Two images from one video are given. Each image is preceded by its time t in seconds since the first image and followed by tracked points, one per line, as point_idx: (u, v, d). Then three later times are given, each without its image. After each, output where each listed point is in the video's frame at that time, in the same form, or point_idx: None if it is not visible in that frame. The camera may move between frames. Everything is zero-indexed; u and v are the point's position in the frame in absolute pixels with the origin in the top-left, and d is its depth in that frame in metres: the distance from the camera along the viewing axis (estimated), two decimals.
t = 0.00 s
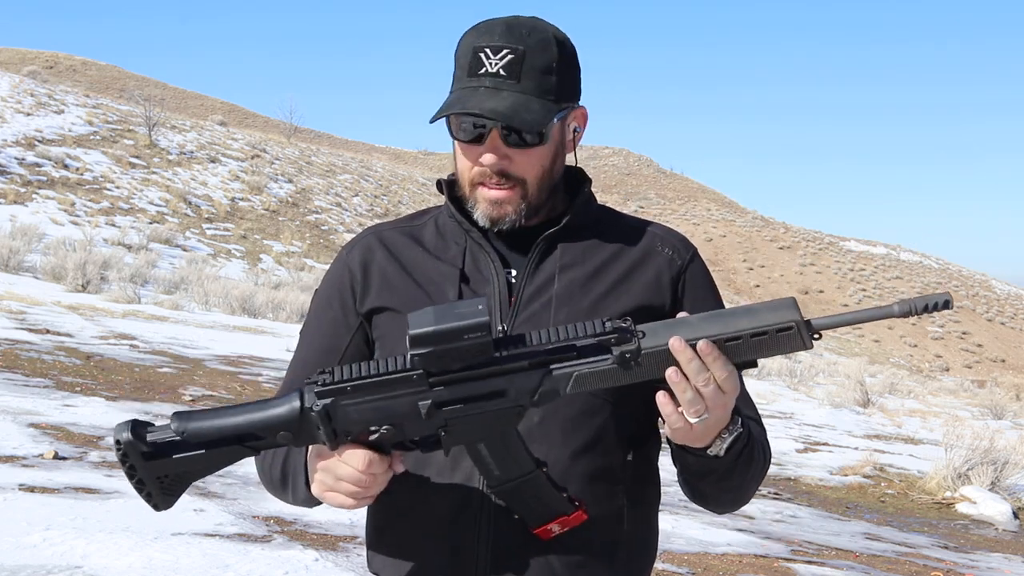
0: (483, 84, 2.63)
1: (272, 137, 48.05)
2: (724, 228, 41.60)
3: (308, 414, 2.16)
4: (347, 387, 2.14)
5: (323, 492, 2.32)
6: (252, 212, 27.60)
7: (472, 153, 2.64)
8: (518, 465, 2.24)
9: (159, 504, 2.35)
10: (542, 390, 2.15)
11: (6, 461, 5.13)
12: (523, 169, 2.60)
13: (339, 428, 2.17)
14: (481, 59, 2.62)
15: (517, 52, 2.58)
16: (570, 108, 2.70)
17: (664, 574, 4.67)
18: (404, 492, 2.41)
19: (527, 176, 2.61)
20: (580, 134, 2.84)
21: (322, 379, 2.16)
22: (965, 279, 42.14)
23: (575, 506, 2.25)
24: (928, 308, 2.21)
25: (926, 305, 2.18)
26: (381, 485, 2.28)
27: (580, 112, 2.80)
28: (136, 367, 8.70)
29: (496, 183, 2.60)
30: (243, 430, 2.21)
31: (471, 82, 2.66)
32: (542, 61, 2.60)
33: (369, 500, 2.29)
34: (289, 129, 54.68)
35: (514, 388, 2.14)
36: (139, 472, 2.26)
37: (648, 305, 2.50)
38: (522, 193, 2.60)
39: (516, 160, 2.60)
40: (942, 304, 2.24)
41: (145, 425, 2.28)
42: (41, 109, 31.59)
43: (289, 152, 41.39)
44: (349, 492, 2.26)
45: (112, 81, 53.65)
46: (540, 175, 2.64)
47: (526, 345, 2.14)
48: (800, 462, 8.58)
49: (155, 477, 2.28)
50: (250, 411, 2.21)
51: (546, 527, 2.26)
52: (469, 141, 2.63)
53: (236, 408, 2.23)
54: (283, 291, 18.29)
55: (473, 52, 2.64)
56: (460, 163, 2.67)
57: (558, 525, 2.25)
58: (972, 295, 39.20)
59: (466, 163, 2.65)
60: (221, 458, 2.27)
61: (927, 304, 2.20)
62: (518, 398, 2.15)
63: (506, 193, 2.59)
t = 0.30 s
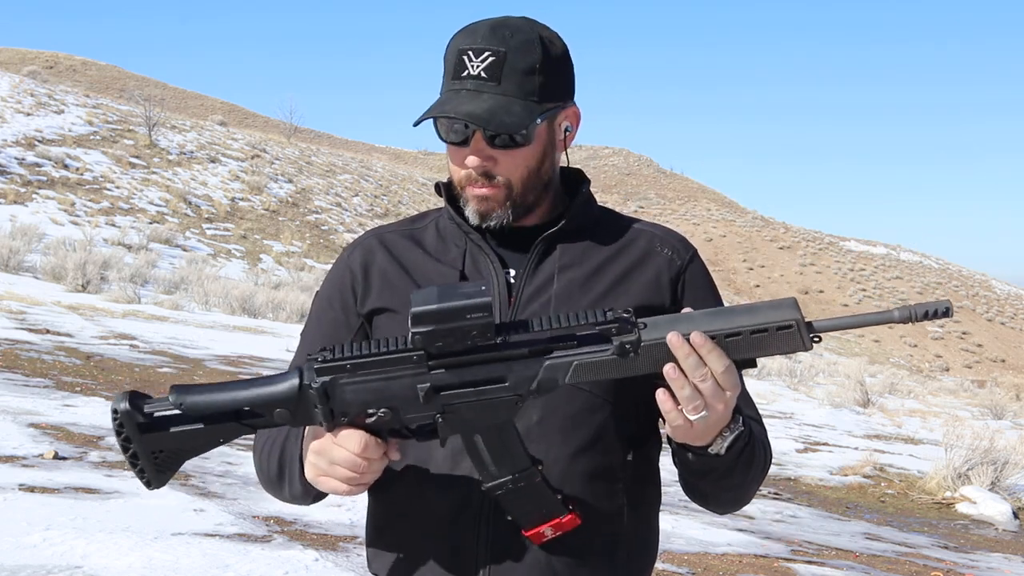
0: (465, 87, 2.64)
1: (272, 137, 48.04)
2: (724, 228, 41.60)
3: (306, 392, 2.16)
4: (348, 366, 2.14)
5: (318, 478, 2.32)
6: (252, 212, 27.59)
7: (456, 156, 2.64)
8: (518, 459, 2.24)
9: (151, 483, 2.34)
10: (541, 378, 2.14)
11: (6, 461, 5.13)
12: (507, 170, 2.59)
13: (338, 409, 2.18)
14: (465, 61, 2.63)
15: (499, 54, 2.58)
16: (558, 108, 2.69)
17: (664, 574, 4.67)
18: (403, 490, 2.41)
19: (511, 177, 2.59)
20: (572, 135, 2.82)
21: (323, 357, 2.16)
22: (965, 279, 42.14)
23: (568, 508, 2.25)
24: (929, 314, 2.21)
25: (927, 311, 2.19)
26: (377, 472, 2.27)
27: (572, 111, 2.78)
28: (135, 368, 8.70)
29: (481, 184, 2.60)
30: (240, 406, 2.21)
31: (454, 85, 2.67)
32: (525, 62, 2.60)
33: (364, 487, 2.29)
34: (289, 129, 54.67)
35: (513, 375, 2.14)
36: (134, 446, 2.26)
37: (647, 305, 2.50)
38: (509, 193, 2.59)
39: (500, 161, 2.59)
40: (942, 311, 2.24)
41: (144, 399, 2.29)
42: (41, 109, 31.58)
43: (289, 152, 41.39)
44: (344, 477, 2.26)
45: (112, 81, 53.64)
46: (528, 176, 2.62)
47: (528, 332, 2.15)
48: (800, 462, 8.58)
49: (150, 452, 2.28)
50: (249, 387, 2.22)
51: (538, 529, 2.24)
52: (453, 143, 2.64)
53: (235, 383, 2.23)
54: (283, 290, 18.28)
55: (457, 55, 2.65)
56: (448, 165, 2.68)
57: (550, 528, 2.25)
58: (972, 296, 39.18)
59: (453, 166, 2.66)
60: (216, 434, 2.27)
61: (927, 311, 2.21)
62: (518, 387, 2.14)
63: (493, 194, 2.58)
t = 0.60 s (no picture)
0: (459, 85, 2.65)
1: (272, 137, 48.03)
2: (724, 228, 41.59)
3: (305, 382, 2.16)
4: (348, 356, 2.15)
5: (314, 470, 2.33)
6: (252, 212, 27.58)
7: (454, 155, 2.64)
8: (515, 455, 2.25)
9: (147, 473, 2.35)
10: (540, 375, 2.14)
11: (6, 461, 5.13)
12: (501, 170, 2.59)
13: (338, 402, 2.17)
14: (460, 60, 2.64)
15: (493, 53, 2.59)
16: (553, 109, 2.69)
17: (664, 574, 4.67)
18: (403, 489, 2.41)
19: (505, 177, 2.59)
20: (568, 135, 2.82)
21: (324, 345, 2.17)
22: (964, 279, 42.12)
23: (563, 511, 2.24)
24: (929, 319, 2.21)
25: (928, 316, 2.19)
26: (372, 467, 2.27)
27: (569, 111, 2.78)
28: (135, 368, 8.70)
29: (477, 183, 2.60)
30: (238, 395, 2.21)
31: (449, 83, 2.68)
32: (518, 62, 2.60)
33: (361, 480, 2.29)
34: (289, 130, 54.65)
35: (512, 371, 2.14)
36: (131, 435, 2.28)
37: (647, 305, 2.50)
38: (505, 193, 2.58)
39: (495, 161, 2.59)
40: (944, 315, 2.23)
41: (142, 385, 2.30)
42: (41, 109, 31.59)
43: (289, 152, 41.38)
44: (341, 470, 2.26)
45: (112, 81, 53.63)
46: (523, 175, 2.61)
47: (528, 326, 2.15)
48: (800, 462, 8.58)
49: (147, 441, 2.30)
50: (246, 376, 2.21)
51: (533, 531, 2.24)
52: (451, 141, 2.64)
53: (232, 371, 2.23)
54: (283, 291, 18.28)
55: (452, 54, 2.66)
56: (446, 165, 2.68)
57: (545, 530, 2.24)
58: (973, 296, 39.17)
59: (450, 165, 2.65)
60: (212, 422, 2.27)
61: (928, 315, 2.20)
62: (516, 383, 2.14)
63: (489, 193, 2.58)
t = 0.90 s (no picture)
0: (448, 81, 2.65)
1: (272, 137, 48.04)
2: (724, 228, 41.59)
3: (338, 337, 2.36)
4: (385, 320, 2.35)
5: (318, 455, 2.29)
6: (252, 212, 27.58)
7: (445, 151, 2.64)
8: (518, 486, 2.23)
9: (160, 424, 2.53)
10: (558, 373, 2.25)
11: (6, 461, 5.13)
12: (489, 167, 2.57)
13: (363, 370, 2.34)
14: (449, 57, 2.65)
15: (481, 50, 2.60)
16: (544, 106, 2.68)
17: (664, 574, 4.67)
18: (403, 495, 2.40)
19: (494, 174, 2.57)
20: (559, 133, 2.79)
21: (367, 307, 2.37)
22: (965, 279, 42.11)
23: None
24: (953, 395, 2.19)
25: (951, 392, 2.16)
26: (379, 460, 2.23)
27: (562, 110, 2.76)
28: (135, 368, 8.70)
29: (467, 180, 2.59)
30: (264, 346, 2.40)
31: (440, 80, 2.67)
32: (507, 59, 2.59)
33: (363, 472, 2.23)
34: (289, 129, 54.65)
35: (532, 365, 2.26)
36: (164, 370, 2.52)
37: (646, 300, 2.50)
38: (495, 191, 2.57)
39: (485, 158, 2.58)
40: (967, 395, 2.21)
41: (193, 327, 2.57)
42: (41, 109, 31.58)
43: (289, 152, 41.39)
44: (343, 454, 2.23)
45: (112, 81, 53.62)
46: (514, 173, 2.59)
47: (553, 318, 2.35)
48: (800, 462, 8.58)
49: (174, 382, 2.51)
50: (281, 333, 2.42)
51: None
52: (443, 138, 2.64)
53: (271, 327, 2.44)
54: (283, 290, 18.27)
55: (443, 52, 2.67)
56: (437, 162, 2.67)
57: None
58: (973, 296, 39.17)
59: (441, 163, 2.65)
60: (236, 372, 2.48)
61: (951, 392, 2.18)
62: (535, 384, 2.26)
63: (478, 191, 2.58)
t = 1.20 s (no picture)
0: (494, 60, 2.61)
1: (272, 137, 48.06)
2: (723, 228, 41.60)
3: (354, 325, 2.40)
4: (398, 311, 2.36)
5: (329, 441, 2.28)
6: (252, 212, 27.58)
7: (486, 131, 2.62)
8: (523, 478, 2.24)
9: (176, 411, 2.58)
10: (566, 366, 2.25)
11: (6, 461, 5.13)
12: (534, 147, 2.60)
13: (374, 360, 2.36)
14: (491, 39, 2.62)
15: (527, 32, 2.60)
16: (570, 94, 2.75)
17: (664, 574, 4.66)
18: (404, 492, 2.40)
19: (537, 154, 2.60)
20: (571, 127, 2.87)
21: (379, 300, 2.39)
22: (965, 279, 42.12)
23: None
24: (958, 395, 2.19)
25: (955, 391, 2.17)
26: (388, 449, 2.22)
27: (573, 103, 2.84)
28: (135, 368, 8.70)
29: (509, 160, 2.59)
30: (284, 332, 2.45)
31: (480, 60, 2.63)
32: (549, 42, 2.64)
33: (373, 462, 2.22)
34: (289, 129, 54.65)
35: (542, 359, 2.26)
36: (181, 357, 2.57)
37: (644, 295, 2.50)
38: (533, 174, 2.59)
39: (529, 138, 2.60)
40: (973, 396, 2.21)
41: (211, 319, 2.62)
42: (41, 109, 31.59)
43: (289, 152, 41.39)
44: (353, 443, 2.23)
45: (112, 81, 53.62)
46: (551, 156, 2.63)
47: (565, 313, 2.35)
48: (800, 462, 8.58)
49: (191, 368, 2.56)
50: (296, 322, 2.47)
51: None
52: (483, 119, 2.62)
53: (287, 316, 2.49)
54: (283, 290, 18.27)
55: (480, 34, 2.64)
56: (471, 144, 2.64)
57: None
58: (973, 296, 39.18)
59: (477, 145, 2.63)
60: (252, 360, 2.51)
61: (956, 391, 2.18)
62: (543, 377, 2.26)
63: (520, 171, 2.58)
